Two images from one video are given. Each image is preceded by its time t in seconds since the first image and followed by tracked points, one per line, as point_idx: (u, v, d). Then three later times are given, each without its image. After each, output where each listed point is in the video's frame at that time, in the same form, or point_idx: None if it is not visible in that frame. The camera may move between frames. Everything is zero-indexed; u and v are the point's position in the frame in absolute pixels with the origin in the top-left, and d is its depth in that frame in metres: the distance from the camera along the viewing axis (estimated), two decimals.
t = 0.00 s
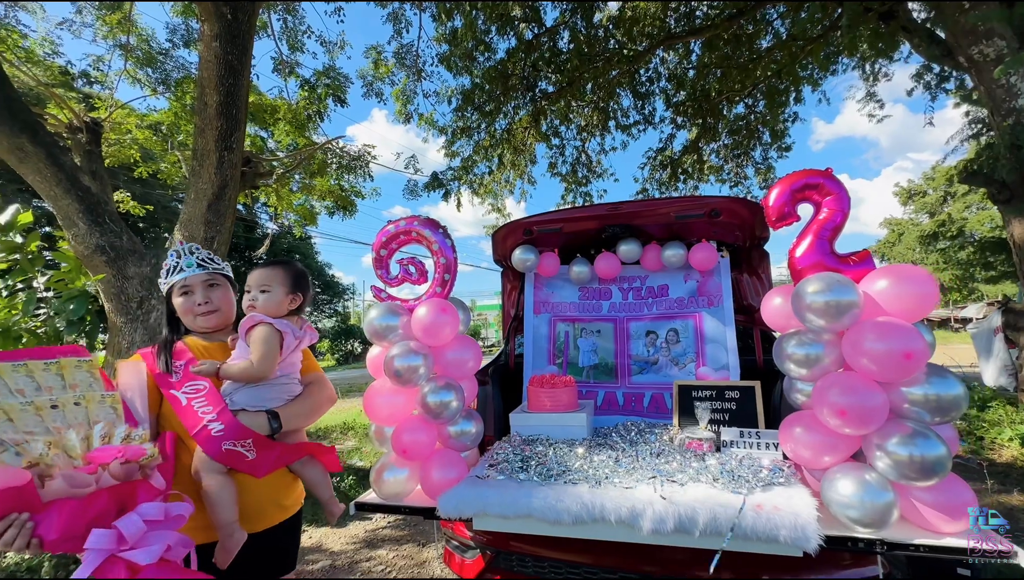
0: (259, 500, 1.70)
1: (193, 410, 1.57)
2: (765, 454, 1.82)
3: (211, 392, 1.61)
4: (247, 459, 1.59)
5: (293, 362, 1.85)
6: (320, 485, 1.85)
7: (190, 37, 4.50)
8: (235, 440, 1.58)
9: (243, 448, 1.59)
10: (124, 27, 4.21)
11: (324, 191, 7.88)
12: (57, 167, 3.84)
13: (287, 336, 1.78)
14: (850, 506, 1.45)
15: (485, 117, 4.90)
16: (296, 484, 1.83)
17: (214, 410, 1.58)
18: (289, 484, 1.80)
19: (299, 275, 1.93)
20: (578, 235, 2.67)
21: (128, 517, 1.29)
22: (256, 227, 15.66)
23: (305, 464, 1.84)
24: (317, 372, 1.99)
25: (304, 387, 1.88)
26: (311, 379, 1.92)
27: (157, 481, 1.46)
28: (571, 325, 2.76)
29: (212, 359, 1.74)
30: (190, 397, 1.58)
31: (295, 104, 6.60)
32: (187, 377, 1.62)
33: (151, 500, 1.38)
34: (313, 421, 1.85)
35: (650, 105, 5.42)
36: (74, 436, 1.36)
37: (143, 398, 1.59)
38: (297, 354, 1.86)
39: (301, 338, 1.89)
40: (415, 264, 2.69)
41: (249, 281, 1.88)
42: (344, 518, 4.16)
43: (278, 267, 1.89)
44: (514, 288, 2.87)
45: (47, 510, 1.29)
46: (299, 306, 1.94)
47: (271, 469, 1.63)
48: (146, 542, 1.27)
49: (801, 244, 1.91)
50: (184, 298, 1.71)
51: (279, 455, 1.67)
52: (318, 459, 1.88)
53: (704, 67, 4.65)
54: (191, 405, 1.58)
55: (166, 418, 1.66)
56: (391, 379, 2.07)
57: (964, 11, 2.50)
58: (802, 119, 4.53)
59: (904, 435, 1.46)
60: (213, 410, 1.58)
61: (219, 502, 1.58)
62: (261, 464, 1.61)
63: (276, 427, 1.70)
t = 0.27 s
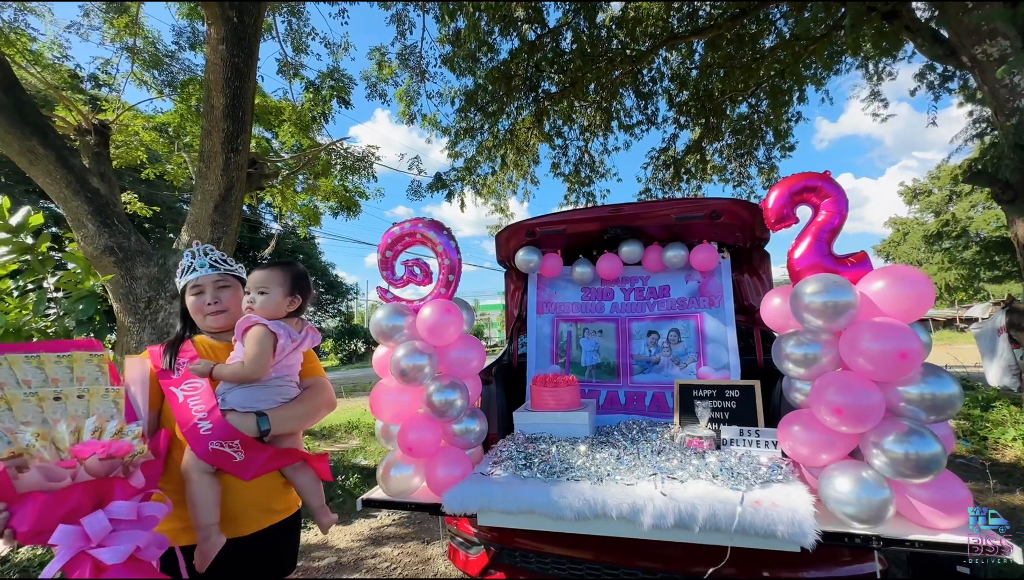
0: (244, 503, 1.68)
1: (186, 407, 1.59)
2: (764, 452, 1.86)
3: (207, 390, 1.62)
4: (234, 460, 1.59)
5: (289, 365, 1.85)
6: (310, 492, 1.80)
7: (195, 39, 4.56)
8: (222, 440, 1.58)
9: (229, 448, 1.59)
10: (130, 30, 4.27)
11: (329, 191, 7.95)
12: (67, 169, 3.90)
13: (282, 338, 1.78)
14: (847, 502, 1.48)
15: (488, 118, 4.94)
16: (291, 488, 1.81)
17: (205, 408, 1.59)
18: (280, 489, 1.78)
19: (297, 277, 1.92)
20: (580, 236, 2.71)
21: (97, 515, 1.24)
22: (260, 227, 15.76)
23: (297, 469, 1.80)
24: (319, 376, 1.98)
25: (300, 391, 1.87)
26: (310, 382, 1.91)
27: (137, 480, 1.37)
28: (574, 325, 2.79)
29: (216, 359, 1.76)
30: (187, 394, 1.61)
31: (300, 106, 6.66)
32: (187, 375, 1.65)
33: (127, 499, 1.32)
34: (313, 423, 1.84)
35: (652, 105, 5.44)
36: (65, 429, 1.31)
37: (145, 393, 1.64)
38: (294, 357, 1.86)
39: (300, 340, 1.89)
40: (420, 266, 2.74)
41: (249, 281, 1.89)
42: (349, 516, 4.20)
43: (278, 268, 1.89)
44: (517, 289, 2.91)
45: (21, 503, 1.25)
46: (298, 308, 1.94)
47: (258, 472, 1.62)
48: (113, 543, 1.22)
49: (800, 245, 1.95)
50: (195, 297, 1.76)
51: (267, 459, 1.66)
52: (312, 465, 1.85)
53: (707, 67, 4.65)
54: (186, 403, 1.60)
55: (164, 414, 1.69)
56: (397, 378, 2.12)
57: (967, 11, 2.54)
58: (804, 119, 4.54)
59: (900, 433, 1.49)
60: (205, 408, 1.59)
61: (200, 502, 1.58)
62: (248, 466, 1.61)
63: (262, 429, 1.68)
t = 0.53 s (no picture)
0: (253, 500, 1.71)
1: (195, 407, 1.61)
2: (764, 451, 1.88)
3: (214, 390, 1.65)
4: (245, 458, 1.62)
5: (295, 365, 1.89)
6: (314, 490, 1.82)
7: (199, 41, 4.60)
8: (234, 438, 1.61)
9: (241, 447, 1.62)
10: (135, 32, 4.31)
11: (332, 192, 7.99)
12: (73, 170, 3.94)
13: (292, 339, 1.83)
14: (846, 501, 1.49)
15: (491, 118, 4.96)
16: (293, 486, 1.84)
17: (215, 407, 1.62)
18: (284, 487, 1.81)
19: (302, 279, 1.95)
20: (581, 237, 2.72)
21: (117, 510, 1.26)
22: (264, 227, 15.85)
23: (300, 467, 1.82)
24: (319, 376, 2.02)
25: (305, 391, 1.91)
26: (313, 383, 1.96)
27: (151, 476, 1.39)
28: (575, 325, 2.81)
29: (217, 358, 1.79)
30: (193, 394, 1.63)
31: (303, 107, 6.69)
32: (192, 375, 1.67)
33: (142, 495, 1.34)
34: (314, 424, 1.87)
35: (655, 105, 5.44)
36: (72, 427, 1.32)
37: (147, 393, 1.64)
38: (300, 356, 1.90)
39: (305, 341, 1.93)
40: (423, 266, 2.76)
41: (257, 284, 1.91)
42: (352, 515, 4.23)
43: (283, 271, 1.91)
44: (519, 289, 2.93)
45: (39, 500, 1.26)
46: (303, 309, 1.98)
47: (268, 469, 1.65)
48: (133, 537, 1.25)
49: (800, 246, 1.96)
50: (195, 296, 1.77)
51: (277, 456, 1.69)
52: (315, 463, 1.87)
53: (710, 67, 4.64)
54: (194, 402, 1.62)
55: (167, 415, 1.70)
56: (401, 377, 2.14)
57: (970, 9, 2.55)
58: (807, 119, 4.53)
59: (899, 432, 1.50)
60: (214, 407, 1.62)
61: (212, 500, 1.61)
62: (258, 464, 1.64)
63: (275, 426, 1.72)
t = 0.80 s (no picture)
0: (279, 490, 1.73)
1: (223, 405, 1.59)
2: (766, 451, 1.88)
3: (238, 386, 1.63)
4: (278, 451, 1.64)
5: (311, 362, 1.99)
6: (328, 480, 1.87)
7: (203, 41, 4.62)
8: (270, 432, 1.63)
9: (275, 440, 1.64)
10: (138, 33, 4.33)
11: (334, 192, 8.02)
12: (77, 171, 3.97)
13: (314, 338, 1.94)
14: (848, 501, 1.48)
15: (493, 118, 4.96)
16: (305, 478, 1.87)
17: (246, 404, 1.61)
18: (298, 482, 1.81)
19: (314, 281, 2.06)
20: (583, 237, 2.72)
21: (195, 499, 1.30)
22: (267, 227, 15.91)
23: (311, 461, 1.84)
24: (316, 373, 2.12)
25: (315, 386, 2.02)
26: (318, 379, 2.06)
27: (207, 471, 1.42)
28: (577, 325, 2.81)
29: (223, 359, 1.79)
30: (216, 392, 1.60)
31: (306, 107, 6.70)
32: (209, 373, 1.63)
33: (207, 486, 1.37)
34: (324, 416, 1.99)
35: (657, 105, 5.44)
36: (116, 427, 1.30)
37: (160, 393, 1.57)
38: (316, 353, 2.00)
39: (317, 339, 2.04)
40: (425, 266, 2.77)
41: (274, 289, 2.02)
42: (355, 514, 4.24)
43: (297, 275, 2.02)
44: (521, 288, 2.94)
45: (116, 497, 1.24)
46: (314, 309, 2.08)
47: (297, 460, 1.68)
48: (211, 525, 1.29)
49: (802, 245, 1.96)
50: (192, 294, 1.73)
51: (304, 447, 1.72)
52: (326, 455, 1.91)
53: (712, 67, 4.62)
54: (221, 400, 1.60)
55: (186, 413, 1.65)
56: (403, 377, 2.14)
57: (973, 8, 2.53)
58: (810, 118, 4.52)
59: (902, 432, 1.50)
60: (245, 403, 1.61)
61: (255, 491, 1.64)
62: (286, 456, 1.66)
63: (308, 418, 1.82)
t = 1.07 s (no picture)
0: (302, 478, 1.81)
1: (257, 402, 1.59)
2: (768, 450, 1.88)
3: (266, 383, 1.63)
4: (310, 442, 1.69)
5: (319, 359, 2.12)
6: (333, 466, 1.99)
7: (205, 41, 4.63)
8: (304, 424, 1.67)
9: (308, 432, 1.68)
10: (140, 33, 4.34)
11: (336, 191, 8.02)
12: (80, 170, 3.97)
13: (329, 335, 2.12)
14: (851, 500, 1.48)
15: (495, 117, 4.95)
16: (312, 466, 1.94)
17: (279, 399, 1.62)
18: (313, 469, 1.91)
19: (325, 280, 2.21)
20: (585, 236, 2.71)
21: (281, 483, 1.40)
22: (268, 227, 15.93)
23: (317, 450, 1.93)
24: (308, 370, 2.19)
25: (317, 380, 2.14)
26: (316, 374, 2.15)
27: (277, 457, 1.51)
28: (579, 324, 2.80)
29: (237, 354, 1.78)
30: (246, 390, 1.58)
31: (308, 107, 6.70)
32: (234, 371, 1.59)
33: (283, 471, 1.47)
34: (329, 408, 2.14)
35: (659, 104, 5.43)
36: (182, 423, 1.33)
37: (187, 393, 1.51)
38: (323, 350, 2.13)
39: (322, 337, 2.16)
40: (426, 265, 2.77)
41: (288, 291, 2.14)
42: (356, 513, 4.25)
43: (312, 277, 2.16)
44: (523, 288, 2.95)
45: (215, 486, 1.32)
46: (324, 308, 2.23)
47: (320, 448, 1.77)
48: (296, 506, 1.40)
49: (805, 244, 1.95)
50: (192, 292, 1.69)
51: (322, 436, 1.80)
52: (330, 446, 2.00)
53: (714, 66, 4.61)
54: (253, 398, 1.59)
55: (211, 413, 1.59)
56: (404, 376, 2.15)
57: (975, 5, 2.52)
58: (812, 117, 4.50)
59: (905, 432, 1.49)
60: (277, 400, 1.62)
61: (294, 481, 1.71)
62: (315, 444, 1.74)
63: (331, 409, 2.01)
